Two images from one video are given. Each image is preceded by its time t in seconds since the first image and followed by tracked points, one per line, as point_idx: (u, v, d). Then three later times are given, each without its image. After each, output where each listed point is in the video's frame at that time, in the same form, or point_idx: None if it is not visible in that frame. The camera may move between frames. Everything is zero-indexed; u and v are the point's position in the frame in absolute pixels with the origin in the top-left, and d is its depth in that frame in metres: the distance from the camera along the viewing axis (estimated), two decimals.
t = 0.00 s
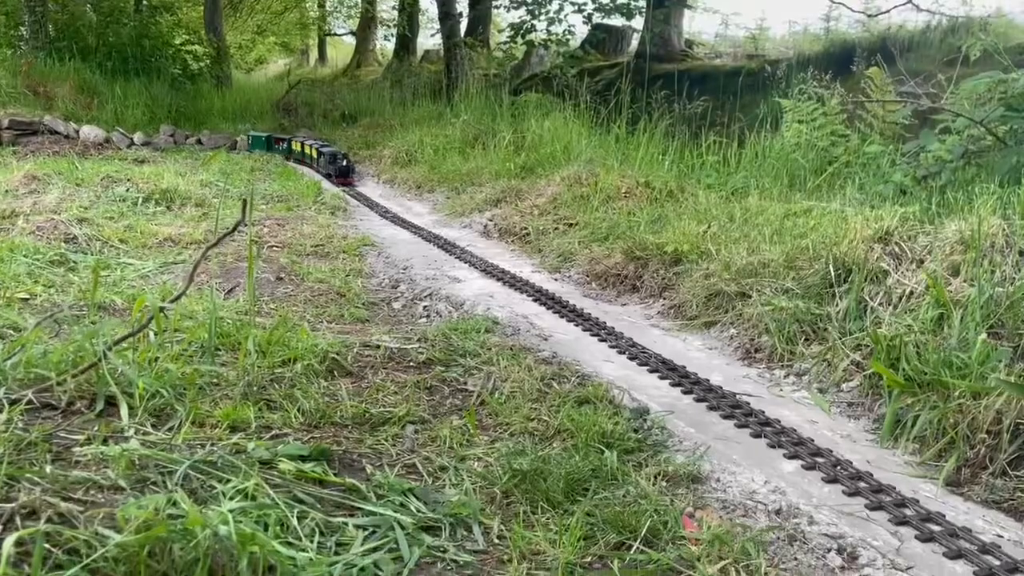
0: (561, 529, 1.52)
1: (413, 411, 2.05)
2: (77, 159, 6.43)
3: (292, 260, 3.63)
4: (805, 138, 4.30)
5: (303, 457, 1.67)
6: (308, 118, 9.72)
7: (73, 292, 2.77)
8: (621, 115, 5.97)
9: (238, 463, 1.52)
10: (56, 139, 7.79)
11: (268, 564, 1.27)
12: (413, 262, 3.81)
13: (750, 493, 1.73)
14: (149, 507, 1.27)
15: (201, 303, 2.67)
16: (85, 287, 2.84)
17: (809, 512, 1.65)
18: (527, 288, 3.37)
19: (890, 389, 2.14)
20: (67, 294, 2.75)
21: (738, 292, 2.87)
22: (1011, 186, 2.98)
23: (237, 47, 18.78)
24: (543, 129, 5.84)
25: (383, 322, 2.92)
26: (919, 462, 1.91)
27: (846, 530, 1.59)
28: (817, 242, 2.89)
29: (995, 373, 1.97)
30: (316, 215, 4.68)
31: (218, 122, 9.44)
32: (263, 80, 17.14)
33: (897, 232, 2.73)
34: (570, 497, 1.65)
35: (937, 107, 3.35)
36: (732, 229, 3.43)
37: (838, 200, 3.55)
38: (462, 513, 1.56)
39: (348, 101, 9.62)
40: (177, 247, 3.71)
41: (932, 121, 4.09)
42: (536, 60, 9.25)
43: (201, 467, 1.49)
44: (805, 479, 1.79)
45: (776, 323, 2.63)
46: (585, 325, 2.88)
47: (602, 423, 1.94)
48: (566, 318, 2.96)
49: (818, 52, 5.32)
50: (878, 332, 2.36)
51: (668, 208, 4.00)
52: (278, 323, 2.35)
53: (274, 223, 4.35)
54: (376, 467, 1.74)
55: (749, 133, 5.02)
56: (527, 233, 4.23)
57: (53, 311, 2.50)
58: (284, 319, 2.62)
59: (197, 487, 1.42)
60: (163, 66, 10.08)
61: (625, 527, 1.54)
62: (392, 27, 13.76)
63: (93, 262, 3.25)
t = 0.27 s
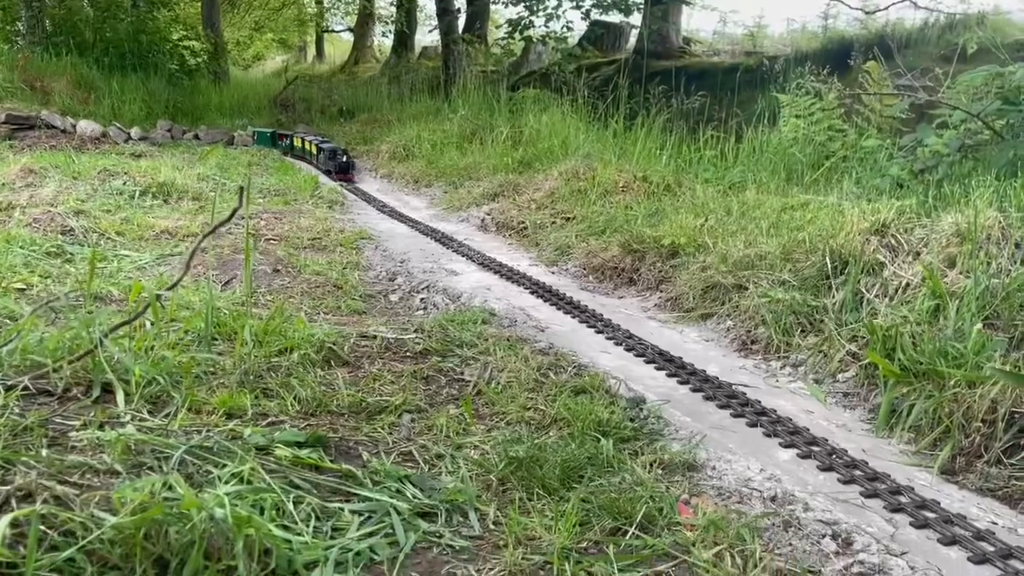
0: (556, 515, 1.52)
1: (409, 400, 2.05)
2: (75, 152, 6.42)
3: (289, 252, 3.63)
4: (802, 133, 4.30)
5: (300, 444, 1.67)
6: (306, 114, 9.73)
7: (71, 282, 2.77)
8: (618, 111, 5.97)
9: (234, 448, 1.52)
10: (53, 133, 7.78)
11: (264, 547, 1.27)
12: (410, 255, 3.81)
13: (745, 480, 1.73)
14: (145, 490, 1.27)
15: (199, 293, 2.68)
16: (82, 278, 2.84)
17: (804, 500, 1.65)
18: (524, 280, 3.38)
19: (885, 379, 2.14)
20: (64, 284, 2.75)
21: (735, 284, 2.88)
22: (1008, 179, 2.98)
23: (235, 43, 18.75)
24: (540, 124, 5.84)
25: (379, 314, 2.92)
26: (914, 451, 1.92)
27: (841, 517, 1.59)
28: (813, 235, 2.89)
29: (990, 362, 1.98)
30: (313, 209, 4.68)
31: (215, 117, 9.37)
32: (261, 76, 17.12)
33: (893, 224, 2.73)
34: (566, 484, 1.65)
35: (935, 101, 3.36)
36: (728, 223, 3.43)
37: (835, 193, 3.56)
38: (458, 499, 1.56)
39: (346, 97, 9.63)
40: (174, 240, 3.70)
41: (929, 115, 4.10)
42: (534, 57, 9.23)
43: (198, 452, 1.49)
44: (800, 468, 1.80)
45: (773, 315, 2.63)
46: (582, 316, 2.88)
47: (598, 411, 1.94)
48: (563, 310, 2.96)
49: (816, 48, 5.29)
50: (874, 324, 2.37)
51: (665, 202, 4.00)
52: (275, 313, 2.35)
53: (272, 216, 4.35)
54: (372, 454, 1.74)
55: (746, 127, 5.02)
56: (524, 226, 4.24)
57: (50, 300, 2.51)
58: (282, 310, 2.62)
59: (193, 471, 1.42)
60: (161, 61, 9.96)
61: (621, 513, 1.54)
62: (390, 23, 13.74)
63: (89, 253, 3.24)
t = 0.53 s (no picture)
0: (553, 505, 1.53)
1: (407, 393, 2.06)
2: (72, 148, 6.42)
3: (287, 247, 3.64)
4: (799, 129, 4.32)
5: (298, 435, 1.68)
6: (304, 110, 9.74)
7: (69, 276, 2.78)
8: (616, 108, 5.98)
9: (233, 439, 1.53)
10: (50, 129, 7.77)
11: (263, 535, 1.28)
12: (408, 251, 3.81)
13: (741, 472, 1.74)
14: (145, 478, 1.28)
15: (198, 286, 2.68)
16: (80, 272, 2.85)
17: (798, 491, 1.66)
18: (521, 276, 3.38)
19: (880, 372, 2.16)
20: (63, 277, 2.76)
21: (732, 279, 2.89)
22: (1003, 175, 2.99)
23: (233, 41, 18.73)
24: (538, 121, 5.85)
25: (377, 308, 2.93)
26: (909, 443, 1.93)
27: (836, 508, 1.60)
28: (810, 230, 2.90)
29: (984, 355, 1.99)
30: (311, 205, 4.68)
31: (214, 114, 9.34)
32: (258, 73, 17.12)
33: (889, 220, 2.74)
34: (562, 475, 1.66)
35: (931, 97, 3.37)
36: (725, 218, 3.45)
37: (832, 189, 3.57)
38: (455, 490, 1.57)
39: (344, 94, 9.63)
40: (172, 235, 3.70)
41: (926, 112, 4.11)
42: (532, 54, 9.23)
43: (196, 442, 1.50)
44: (795, 460, 1.81)
45: (769, 310, 2.64)
46: (579, 311, 2.89)
47: (594, 404, 1.95)
48: (560, 305, 2.97)
49: (813, 46, 5.29)
50: (869, 318, 2.38)
51: (663, 198, 4.01)
52: (273, 306, 2.36)
53: (270, 212, 4.36)
54: (370, 446, 1.75)
55: (744, 124, 5.03)
56: (522, 222, 4.25)
57: (48, 293, 2.52)
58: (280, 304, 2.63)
59: (192, 461, 1.43)
60: (158, 57, 9.91)
61: (617, 504, 1.55)
62: (388, 21, 13.73)
63: (87, 248, 3.25)
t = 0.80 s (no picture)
0: (553, 508, 1.53)
1: (406, 394, 2.06)
2: (71, 146, 6.41)
3: (286, 247, 3.63)
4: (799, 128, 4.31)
5: (297, 438, 1.68)
6: (303, 109, 9.73)
7: (68, 276, 2.77)
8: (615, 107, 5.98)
9: (232, 442, 1.53)
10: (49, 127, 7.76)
11: (261, 540, 1.28)
12: (407, 250, 3.81)
13: (740, 474, 1.74)
14: (144, 482, 1.28)
15: (197, 286, 2.68)
16: (79, 272, 2.84)
17: (798, 494, 1.66)
18: (521, 276, 3.38)
19: (880, 374, 2.16)
20: (62, 278, 2.75)
21: (731, 279, 2.89)
22: (1002, 176, 2.99)
23: (232, 38, 18.70)
24: (537, 120, 5.85)
25: (376, 309, 2.92)
26: (909, 446, 1.93)
27: (835, 511, 1.60)
28: (809, 231, 2.90)
29: (985, 356, 1.99)
30: (310, 204, 4.68)
31: (213, 112, 9.32)
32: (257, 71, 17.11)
33: (889, 220, 2.74)
34: (562, 477, 1.66)
35: (931, 97, 3.37)
36: (725, 218, 3.45)
37: (831, 189, 3.57)
38: (454, 493, 1.57)
39: (344, 93, 9.63)
40: (170, 235, 3.70)
41: (925, 112, 4.11)
42: (531, 53, 9.22)
43: (195, 446, 1.50)
44: (795, 462, 1.81)
45: (768, 310, 2.64)
46: (578, 311, 2.89)
47: (594, 406, 1.95)
48: (560, 306, 2.97)
49: (813, 45, 5.28)
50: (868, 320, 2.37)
51: (662, 198, 4.01)
52: (272, 307, 2.36)
53: (269, 211, 4.36)
54: (369, 448, 1.75)
55: (743, 123, 5.03)
56: (521, 222, 4.25)
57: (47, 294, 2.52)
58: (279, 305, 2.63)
59: (191, 465, 1.43)
60: (157, 56, 9.88)
61: (617, 508, 1.55)
62: (388, 19, 13.72)
63: (86, 248, 3.24)
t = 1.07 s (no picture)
0: (552, 506, 1.53)
1: (406, 392, 2.06)
2: (71, 145, 6.41)
3: (286, 246, 3.63)
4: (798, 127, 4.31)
5: (297, 436, 1.68)
6: (303, 107, 9.73)
7: (67, 275, 2.77)
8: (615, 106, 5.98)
9: (232, 440, 1.53)
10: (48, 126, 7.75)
11: (262, 538, 1.28)
12: (407, 249, 3.81)
13: (739, 473, 1.74)
14: (144, 480, 1.28)
15: (197, 285, 2.68)
16: (79, 271, 2.84)
17: (797, 492, 1.67)
18: (521, 275, 3.39)
19: (879, 373, 2.16)
20: (61, 276, 2.76)
21: (730, 278, 2.90)
22: (1001, 174, 2.99)
23: (232, 37, 18.69)
24: (537, 118, 5.85)
25: (376, 308, 2.92)
26: (907, 444, 1.94)
27: (834, 509, 1.61)
28: (808, 230, 2.90)
29: (983, 355, 1.99)
30: (310, 203, 4.68)
31: (212, 111, 9.31)
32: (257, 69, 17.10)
33: (888, 219, 2.74)
34: (561, 476, 1.66)
35: (931, 96, 3.37)
36: (725, 217, 3.45)
37: (831, 188, 3.58)
38: (453, 491, 1.57)
39: (344, 92, 9.63)
40: (170, 233, 3.70)
41: (925, 111, 4.11)
42: (531, 51, 9.21)
43: (195, 444, 1.50)
44: (793, 461, 1.81)
45: (767, 309, 2.65)
46: (578, 310, 2.90)
47: (593, 404, 1.95)
48: (559, 305, 2.97)
49: (813, 43, 5.28)
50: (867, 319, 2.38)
51: (662, 196, 4.02)
52: (272, 306, 2.36)
53: (269, 210, 4.36)
54: (369, 446, 1.75)
55: (743, 121, 5.03)
56: (521, 221, 4.25)
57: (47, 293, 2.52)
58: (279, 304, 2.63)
59: (191, 463, 1.43)
60: (157, 54, 9.88)
61: (616, 505, 1.55)
62: (387, 18, 13.71)
63: (86, 246, 3.24)
